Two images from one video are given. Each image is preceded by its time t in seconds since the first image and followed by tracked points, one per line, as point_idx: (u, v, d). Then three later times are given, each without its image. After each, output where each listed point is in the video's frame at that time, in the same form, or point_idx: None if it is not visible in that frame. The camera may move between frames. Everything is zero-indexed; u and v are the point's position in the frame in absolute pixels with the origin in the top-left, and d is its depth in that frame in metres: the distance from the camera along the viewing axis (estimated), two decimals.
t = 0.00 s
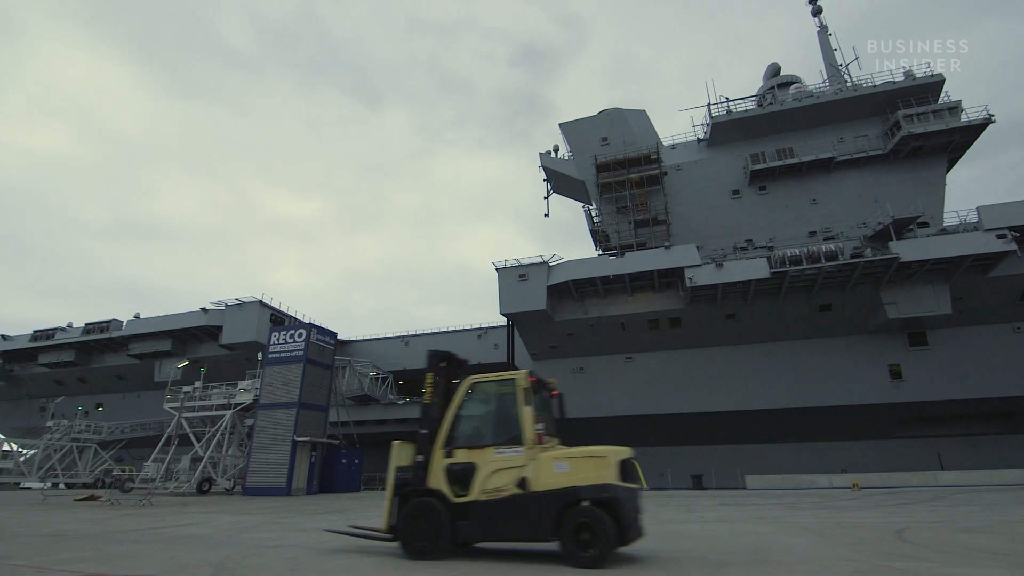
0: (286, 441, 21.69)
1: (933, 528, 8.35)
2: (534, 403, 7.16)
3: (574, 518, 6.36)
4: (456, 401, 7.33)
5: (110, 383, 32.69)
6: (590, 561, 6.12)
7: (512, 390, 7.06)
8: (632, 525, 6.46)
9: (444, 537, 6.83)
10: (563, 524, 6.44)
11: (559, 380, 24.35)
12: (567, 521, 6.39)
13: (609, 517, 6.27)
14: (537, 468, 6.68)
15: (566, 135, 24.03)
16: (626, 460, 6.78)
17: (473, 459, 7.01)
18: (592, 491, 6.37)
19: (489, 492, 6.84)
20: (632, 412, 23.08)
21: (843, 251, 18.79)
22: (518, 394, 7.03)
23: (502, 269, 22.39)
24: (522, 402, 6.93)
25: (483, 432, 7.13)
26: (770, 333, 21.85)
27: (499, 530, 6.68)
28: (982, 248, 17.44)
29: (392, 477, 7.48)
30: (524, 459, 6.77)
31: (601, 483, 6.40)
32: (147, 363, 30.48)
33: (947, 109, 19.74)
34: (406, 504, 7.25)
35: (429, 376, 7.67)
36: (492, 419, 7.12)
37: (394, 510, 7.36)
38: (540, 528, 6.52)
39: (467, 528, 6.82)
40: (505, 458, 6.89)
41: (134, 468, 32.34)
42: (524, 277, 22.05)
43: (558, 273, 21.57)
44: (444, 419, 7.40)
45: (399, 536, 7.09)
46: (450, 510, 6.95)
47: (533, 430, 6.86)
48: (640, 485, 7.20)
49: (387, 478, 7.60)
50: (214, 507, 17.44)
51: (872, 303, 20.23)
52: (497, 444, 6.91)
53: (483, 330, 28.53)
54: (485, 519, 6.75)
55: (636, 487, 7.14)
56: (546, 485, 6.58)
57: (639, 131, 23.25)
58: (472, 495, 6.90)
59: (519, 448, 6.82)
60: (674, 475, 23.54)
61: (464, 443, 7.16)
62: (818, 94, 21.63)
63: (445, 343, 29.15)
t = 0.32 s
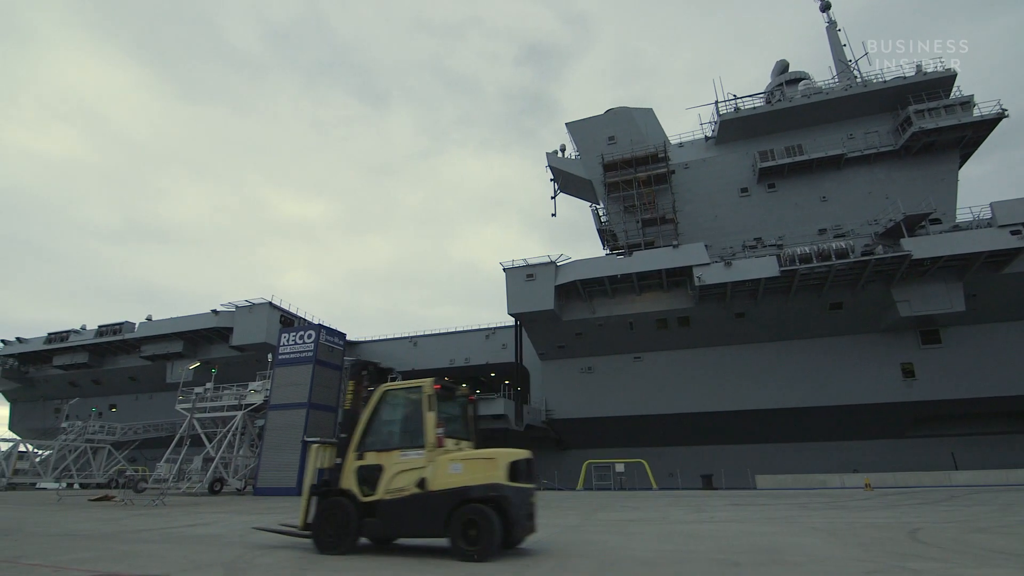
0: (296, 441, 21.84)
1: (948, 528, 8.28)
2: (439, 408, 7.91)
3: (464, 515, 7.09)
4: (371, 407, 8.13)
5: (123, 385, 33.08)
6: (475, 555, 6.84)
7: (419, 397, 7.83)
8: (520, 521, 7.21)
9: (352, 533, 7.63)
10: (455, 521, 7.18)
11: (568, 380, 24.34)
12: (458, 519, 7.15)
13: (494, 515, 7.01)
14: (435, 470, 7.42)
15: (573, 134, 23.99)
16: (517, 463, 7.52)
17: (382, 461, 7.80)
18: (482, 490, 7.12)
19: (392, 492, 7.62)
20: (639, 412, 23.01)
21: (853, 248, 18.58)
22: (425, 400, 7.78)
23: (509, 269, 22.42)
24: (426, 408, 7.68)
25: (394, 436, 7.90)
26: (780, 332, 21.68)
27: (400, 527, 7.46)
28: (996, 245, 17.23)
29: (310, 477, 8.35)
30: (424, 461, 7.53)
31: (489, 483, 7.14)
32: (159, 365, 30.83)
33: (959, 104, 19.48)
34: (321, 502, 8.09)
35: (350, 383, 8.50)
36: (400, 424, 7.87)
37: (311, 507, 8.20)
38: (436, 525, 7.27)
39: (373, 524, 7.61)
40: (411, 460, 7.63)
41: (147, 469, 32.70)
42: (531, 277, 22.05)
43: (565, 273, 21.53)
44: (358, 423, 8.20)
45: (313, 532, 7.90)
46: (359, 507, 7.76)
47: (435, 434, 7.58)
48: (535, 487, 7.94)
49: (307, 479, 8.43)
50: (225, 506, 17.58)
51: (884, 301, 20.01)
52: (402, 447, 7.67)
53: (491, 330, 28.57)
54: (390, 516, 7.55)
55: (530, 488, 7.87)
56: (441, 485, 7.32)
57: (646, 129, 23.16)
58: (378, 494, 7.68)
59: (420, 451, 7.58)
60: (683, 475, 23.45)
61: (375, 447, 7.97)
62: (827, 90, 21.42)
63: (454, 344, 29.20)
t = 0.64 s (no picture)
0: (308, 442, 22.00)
1: (965, 529, 8.17)
2: (349, 415, 8.16)
3: (359, 514, 7.33)
4: (290, 412, 8.43)
5: (137, 386, 33.48)
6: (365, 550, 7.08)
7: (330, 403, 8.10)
8: (412, 519, 7.42)
9: (262, 531, 7.86)
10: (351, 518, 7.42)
11: (577, 380, 24.29)
12: (352, 518, 7.36)
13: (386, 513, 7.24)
14: (338, 472, 7.68)
15: (580, 134, 23.95)
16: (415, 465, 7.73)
17: (293, 463, 8.09)
18: (378, 491, 7.34)
19: (301, 492, 7.88)
20: (650, 412, 22.92)
21: (866, 245, 18.35)
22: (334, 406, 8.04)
23: (518, 269, 22.43)
24: (334, 413, 7.94)
25: (306, 440, 8.19)
26: (793, 330, 21.46)
27: (307, 525, 7.71)
28: (1014, 240, 16.94)
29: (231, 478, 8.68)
30: (330, 463, 7.79)
31: (384, 484, 7.37)
32: (172, 366, 31.19)
33: (973, 98, 19.19)
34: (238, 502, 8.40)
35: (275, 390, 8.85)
36: (313, 428, 8.15)
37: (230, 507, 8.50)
38: (335, 523, 7.51)
39: (282, 523, 7.87)
40: (318, 463, 7.92)
41: (161, 470, 33.09)
42: (540, 277, 22.04)
43: (574, 273, 21.51)
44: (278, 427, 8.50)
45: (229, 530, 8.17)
46: (271, 506, 7.99)
47: (341, 438, 7.84)
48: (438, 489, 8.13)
49: (230, 479, 8.76)
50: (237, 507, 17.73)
51: (898, 298, 19.76)
52: (311, 450, 7.94)
53: (500, 330, 28.60)
54: (296, 516, 7.82)
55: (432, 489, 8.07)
56: (342, 485, 7.58)
57: (654, 128, 23.06)
58: (288, 495, 7.96)
59: (327, 453, 7.84)
60: (695, 475, 23.30)
61: (289, 450, 8.24)
62: (837, 86, 21.19)
63: (463, 344, 29.26)
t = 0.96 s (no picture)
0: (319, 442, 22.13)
1: (981, 529, 8.09)
2: (275, 420, 8.72)
3: (275, 511, 7.97)
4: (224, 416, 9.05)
5: (151, 388, 33.88)
6: (277, 545, 7.74)
7: (256, 409, 8.67)
8: (324, 516, 8.07)
9: (193, 525, 8.62)
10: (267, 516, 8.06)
11: (586, 380, 24.25)
12: (269, 515, 8.00)
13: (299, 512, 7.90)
14: (258, 473, 8.26)
15: (588, 133, 23.88)
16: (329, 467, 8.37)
17: (222, 465, 8.73)
18: (292, 491, 7.97)
19: (227, 491, 8.53)
20: (659, 411, 22.83)
21: (879, 242, 18.09)
22: (260, 411, 8.60)
23: (526, 269, 22.41)
24: (259, 419, 8.50)
25: (234, 444, 8.80)
26: (804, 329, 21.26)
27: (231, 521, 8.37)
28: None
29: (171, 476, 9.36)
30: (253, 465, 8.38)
31: (297, 485, 8.01)
32: (185, 368, 31.54)
33: (987, 92, 18.88)
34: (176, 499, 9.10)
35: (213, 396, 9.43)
36: (240, 433, 8.70)
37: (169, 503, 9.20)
38: (254, 520, 8.15)
39: (210, 519, 8.55)
40: (243, 465, 8.53)
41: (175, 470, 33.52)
42: (548, 277, 22.00)
43: (582, 272, 21.45)
44: (210, 431, 9.09)
45: (167, 523, 8.94)
46: (201, 503, 8.68)
47: (262, 443, 8.41)
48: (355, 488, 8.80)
49: (170, 477, 9.42)
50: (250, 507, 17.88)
51: (911, 295, 19.50)
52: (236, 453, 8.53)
53: (509, 330, 28.62)
54: (222, 513, 8.48)
55: (349, 489, 8.73)
56: (261, 486, 8.18)
57: (662, 126, 22.96)
58: (217, 493, 8.62)
59: (251, 456, 8.42)
60: (706, 474, 23.17)
61: (220, 452, 8.88)
62: (848, 81, 20.95)
63: (472, 344, 29.30)
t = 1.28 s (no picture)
0: (328, 443, 22.26)
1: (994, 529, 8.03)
2: (221, 424, 9.52)
3: (213, 509, 8.56)
4: (178, 421, 9.80)
5: (163, 389, 34.23)
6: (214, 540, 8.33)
7: (204, 414, 9.50)
8: (260, 514, 8.65)
9: (144, 522, 9.23)
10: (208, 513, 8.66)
11: (595, 380, 24.20)
12: (208, 513, 8.59)
13: (236, 509, 8.50)
14: (201, 474, 8.86)
15: (594, 132, 23.84)
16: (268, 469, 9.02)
17: (171, 466, 9.39)
18: (230, 490, 8.57)
19: (174, 490, 9.17)
20: (668, 411, 22.75)
21: (889, 239, 17.90)
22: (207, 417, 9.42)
23: (533, 269, 22.42)
24: (206, 423, 9.28)
25: (184, 447, 9.49)
26: (813, 328, 21.09)
27: (177, 519, 8.95)
28: None
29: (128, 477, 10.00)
30: (198, 465, 9.02)
31: (236, 484, 8.62)
32: (196, 369, 31.84)
33: (999, 87, 18.61)
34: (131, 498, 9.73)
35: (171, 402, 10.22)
36: (188, 436, 9.44)
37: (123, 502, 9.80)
38: (196, 517, 8.76)
39: (159, 516, 9.14)
40: (189, 466, 9.18)
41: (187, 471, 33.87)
42: (556, 277, 21.98)
43: (590, 272, 21.42)
44: (164, 436, 9.81)
45: (121, 521, 9.56)
46: (151, 502, 9.30)
47: (207, 445, 9.09)
48: (294, 489, 9.44)
49: (126, 479, 10.08)
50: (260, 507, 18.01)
51: (923, 293, 19.27)
52: (183, 455, 9.21)
53: (517, 330, 28.62)
54: (169, 510, 9.08)
55: (287, 489, 9.37)
56: (204, 486, 8.80)
57: (669, 124, 22.87)
58: (165, 492, 9.24)
59: (197, 457, 9.07)
60: (715, 474, 23.06)
61: (170, 454, 9.56)
62: (858, 77, 20.75)
63: (480, 344, 29.32)
